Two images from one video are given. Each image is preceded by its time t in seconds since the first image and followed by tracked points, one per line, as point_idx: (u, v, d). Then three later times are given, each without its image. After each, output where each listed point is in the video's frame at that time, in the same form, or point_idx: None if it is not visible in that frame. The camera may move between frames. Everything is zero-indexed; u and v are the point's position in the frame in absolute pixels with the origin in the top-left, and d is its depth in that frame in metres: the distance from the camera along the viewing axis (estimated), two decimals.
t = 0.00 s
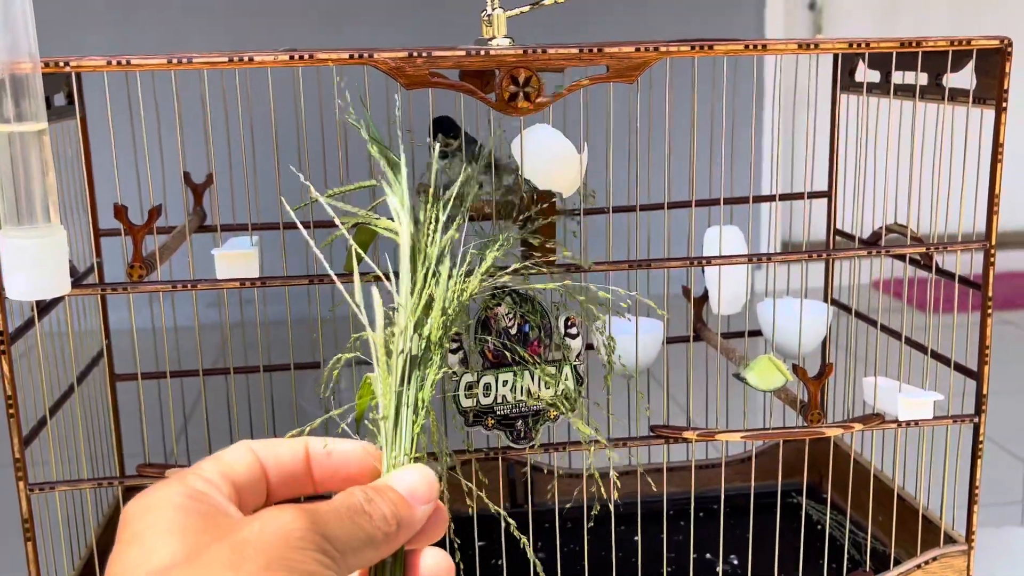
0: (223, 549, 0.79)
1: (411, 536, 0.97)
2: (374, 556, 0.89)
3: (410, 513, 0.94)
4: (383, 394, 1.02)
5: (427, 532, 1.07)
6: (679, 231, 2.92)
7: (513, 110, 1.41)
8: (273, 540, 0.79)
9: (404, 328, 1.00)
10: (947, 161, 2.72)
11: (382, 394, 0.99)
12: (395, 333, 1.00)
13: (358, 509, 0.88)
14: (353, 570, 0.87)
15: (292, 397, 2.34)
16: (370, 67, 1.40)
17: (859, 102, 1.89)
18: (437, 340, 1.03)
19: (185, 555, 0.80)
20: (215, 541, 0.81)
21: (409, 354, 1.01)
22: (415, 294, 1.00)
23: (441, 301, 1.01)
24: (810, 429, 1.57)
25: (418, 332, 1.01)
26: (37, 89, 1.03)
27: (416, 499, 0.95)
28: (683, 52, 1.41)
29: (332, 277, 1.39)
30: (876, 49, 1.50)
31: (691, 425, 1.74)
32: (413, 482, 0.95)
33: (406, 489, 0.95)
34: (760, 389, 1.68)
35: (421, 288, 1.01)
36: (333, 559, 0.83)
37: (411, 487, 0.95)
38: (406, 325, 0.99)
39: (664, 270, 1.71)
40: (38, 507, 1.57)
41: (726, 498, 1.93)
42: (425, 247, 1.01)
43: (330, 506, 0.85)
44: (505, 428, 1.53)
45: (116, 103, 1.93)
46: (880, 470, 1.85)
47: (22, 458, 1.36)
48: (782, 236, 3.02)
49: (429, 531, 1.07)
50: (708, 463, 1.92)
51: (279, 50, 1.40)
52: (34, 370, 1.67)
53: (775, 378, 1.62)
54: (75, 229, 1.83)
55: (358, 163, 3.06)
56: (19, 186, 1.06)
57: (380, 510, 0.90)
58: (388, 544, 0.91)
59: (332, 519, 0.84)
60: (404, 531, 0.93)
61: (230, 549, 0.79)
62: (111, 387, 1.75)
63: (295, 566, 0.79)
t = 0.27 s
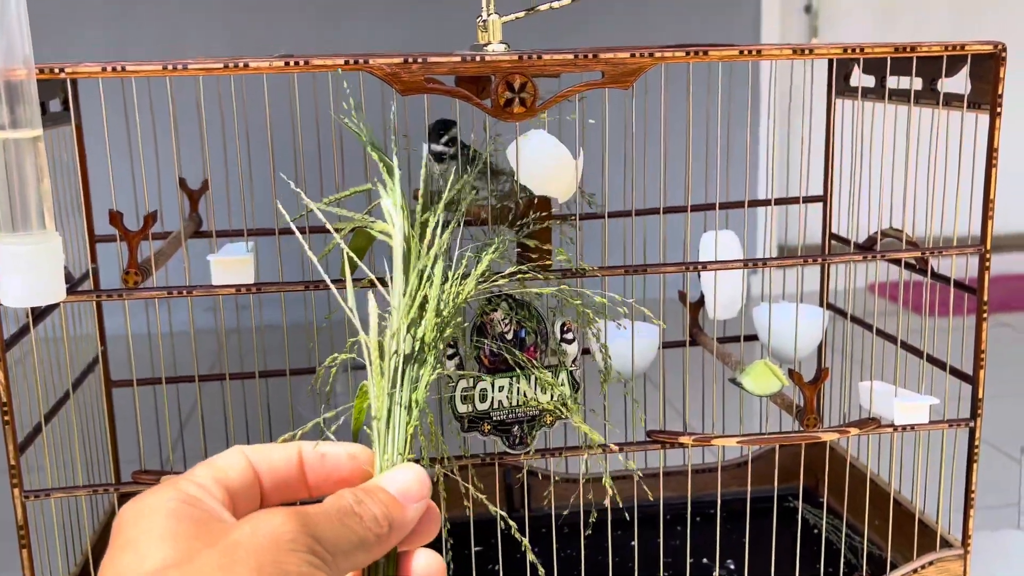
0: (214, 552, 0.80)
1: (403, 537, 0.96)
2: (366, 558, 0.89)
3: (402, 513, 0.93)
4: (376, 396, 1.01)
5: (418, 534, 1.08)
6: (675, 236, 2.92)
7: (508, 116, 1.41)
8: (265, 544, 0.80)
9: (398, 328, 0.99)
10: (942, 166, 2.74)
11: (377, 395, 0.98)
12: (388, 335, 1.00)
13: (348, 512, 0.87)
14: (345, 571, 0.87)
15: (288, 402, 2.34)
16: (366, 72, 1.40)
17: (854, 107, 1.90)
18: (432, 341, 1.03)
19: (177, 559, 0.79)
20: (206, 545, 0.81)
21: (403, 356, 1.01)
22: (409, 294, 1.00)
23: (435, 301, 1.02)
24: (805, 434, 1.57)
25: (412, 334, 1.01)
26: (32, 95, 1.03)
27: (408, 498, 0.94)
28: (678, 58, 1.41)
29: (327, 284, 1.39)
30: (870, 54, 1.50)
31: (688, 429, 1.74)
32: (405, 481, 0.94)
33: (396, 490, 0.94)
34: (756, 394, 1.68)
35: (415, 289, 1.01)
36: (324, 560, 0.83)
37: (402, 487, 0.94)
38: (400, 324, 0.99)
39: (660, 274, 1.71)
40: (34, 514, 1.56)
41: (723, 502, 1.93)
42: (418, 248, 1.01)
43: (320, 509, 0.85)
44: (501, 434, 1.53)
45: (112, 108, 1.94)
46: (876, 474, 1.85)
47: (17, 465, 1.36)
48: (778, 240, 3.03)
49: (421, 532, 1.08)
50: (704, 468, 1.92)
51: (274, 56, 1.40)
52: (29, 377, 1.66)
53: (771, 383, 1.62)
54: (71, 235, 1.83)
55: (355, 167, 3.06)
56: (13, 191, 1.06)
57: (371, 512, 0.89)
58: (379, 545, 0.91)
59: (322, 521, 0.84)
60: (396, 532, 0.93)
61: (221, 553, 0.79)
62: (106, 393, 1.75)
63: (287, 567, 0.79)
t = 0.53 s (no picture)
0: (210, 560, 0.79)
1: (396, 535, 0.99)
2: (360, 561, 0.90)
3: (390, 510, 0.95)
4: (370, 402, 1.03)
5: (418, 536, 1.10)
6: (670, 241, 2.94)
7: (502, 125, 1.42)
8: (259, 551, 0.80)
9: (391, 334, 1.01)
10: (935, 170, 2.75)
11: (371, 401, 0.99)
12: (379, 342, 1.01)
13: (340, 514, 0.89)
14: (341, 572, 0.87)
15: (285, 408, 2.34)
16: (361, 83, 1.42)
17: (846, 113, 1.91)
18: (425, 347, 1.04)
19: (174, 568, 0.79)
20: (202, 551, 0.81)
21: (397, 362, 1.02)
22: (401, 301, 1.02)
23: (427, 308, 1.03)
24: (799, 439, 1.58)
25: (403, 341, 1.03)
26: (27, 107, 1.06)
27: (397, 496, 0.97)
28: (671, 67, 1.42)
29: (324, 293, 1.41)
30: (861, 63, 1.51)
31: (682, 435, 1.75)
32: (390, 481, 0.97)
33: (384, 489, 0.96)
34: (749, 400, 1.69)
35: (405, 296, 1.02)
36: (321, 563, 0.83)
37: (390, 485, 0.97)
38: (392, 330, 1.01)
39: (654, 281, 1.72)
40: (32, 522, 1.57)
41: (717, 507, 1.94)
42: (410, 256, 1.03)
43: (313, 513, 0.87)
44: (497, 441, 1.55)
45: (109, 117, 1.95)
46: (869, 478, 1.87)
47: (15, 474, 1.37)
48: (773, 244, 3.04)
49: (421, 533, 1.09)
50: (699, 473, 1.93)
51: (269, 68, 1.42)
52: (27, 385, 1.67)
53: (764, 390, 1.63)
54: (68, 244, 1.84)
55: (351, 174, 3.07)
56: (10, 203, 1.06)
57: (363, 512, 0.92)
58: (372, 547, 0.92)
59: (314, 527, 0.85)
60: (387, 532, 0.95)
61: (216, 560, 0.79)
62: (104, 401, 1.76)
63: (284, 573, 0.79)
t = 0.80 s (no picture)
0: (210, 567, 0.80)
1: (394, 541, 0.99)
2: (360, 566, 0.91)
3: (388, 515, 0.96)
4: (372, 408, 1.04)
5: (420, 542, 1.08)
6: (666, 244, 2.95)
7: (497, 131, 1.43)
8: (260, 556, 0.80)
9: (390, 343, 1.01)
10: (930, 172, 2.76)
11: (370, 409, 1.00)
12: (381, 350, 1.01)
13: (337, 520, 0.90)
14: None
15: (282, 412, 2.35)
16: (356, 89, 1.42)
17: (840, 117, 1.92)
18: (426, 357, 1.04)
19: None
20: (204, 558, 0.82)
21: (397, 370, 1.03)
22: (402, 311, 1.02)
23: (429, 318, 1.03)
24: (793, 442, 1.58)
25: (405, 349, 1.02)
26: (24, 115, 1.06)
27: (392, 501, 0.97)
28: (664, 72, 1.43)
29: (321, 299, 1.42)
30: (854, 66, 1.52)
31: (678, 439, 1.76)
32: (388, 485, 0.97)
33: (381, 495, 0.97)
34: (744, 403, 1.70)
35: (408, 305, 1.01)
36: (322, 567, 0.84)
37: (386, 491, 0.97)
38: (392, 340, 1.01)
39: (648, 285, 1.72)
40: (29, 528, 1.57)
41: (713, 509, 1.94)
42: (412, 266, 1.03)
43: (313, 520, 0.87)
44: (492, 445, 1.57)
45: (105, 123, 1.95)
46: (864, 480, 1.87)
47: (12, 480, 1.37)
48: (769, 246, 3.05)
49: (422, 540, 1.08)
50: (693, 476, 1.92)
51: (265, 74, 1.42)
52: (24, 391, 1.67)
53: (759, 393, 1.64)
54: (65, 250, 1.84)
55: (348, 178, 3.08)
56: (6, 209, 1.08)
57: (362, 517, 0.92)
58: (371, 554, 0.93)
59: (316, 533, 0.86)
60: (385, 539, 0.95)
61: (216, 566, 0.80)
62: (101, 407, 1.76)
63: None
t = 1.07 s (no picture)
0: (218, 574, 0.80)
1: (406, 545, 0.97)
2: (369, 568, 0.90)
3: (400, 520, 0.94)
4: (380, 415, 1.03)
5: (427, 553, 1.07)
6: (667, 245, 2.94)
7: (498, 131, 1.43)
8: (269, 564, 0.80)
9: (399, 352, 1.00)
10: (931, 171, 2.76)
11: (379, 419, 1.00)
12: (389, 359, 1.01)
13: (348, 524, 0.89)
14: None
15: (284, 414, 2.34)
16: (356, 89, 1.42)
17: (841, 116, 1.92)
18: (434, 365, 1.04)
19: None
20: (210, 563, 0.82)
21: (405, 381, 1.02)
22: (410, 322, 1.02)
23: (437, 328, 1.03)
24: (797, 442, 1.58)
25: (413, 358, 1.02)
26: (24, 116, 1.05)
27: (405, 506, 0.95)
28: (665, 71, 1.42)
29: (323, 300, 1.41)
30: (855, 65, 1.52)
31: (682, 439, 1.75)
32: (400, 489, 0.95)
33: (393, 499, 0.95)
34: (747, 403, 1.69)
35: (416, 315, 1.01)
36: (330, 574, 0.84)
37: (398, 495, 0.95)
38: (400, 351, 1.01)
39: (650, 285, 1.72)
40: (30, 531, 1.57)
41: (716, 511, 1.94)
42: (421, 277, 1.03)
43: (323, 526, 0.86)
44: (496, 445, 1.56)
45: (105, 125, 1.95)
46: (868, 479, 1.87)
47: (13, 483, 1.37)
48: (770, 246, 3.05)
49: (429, 552, 1.06)
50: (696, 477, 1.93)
51: (265, 74, 1.42)
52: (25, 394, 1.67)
53: (762, 394, 1.63)
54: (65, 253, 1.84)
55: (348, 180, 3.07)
56: (6, 211, 1.07)
57: (371, 521, 0.91)
58: (381, 557, 0.92)
59: (325, 538, 0.85)
60: (396, 542, 0.94)
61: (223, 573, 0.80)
62: (102, 410, 1.76)
63: None
